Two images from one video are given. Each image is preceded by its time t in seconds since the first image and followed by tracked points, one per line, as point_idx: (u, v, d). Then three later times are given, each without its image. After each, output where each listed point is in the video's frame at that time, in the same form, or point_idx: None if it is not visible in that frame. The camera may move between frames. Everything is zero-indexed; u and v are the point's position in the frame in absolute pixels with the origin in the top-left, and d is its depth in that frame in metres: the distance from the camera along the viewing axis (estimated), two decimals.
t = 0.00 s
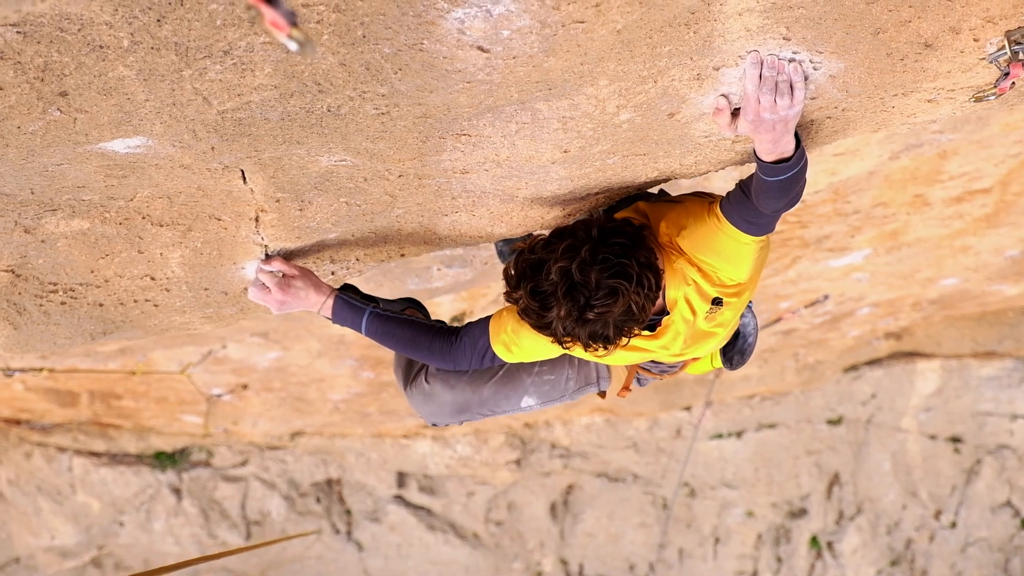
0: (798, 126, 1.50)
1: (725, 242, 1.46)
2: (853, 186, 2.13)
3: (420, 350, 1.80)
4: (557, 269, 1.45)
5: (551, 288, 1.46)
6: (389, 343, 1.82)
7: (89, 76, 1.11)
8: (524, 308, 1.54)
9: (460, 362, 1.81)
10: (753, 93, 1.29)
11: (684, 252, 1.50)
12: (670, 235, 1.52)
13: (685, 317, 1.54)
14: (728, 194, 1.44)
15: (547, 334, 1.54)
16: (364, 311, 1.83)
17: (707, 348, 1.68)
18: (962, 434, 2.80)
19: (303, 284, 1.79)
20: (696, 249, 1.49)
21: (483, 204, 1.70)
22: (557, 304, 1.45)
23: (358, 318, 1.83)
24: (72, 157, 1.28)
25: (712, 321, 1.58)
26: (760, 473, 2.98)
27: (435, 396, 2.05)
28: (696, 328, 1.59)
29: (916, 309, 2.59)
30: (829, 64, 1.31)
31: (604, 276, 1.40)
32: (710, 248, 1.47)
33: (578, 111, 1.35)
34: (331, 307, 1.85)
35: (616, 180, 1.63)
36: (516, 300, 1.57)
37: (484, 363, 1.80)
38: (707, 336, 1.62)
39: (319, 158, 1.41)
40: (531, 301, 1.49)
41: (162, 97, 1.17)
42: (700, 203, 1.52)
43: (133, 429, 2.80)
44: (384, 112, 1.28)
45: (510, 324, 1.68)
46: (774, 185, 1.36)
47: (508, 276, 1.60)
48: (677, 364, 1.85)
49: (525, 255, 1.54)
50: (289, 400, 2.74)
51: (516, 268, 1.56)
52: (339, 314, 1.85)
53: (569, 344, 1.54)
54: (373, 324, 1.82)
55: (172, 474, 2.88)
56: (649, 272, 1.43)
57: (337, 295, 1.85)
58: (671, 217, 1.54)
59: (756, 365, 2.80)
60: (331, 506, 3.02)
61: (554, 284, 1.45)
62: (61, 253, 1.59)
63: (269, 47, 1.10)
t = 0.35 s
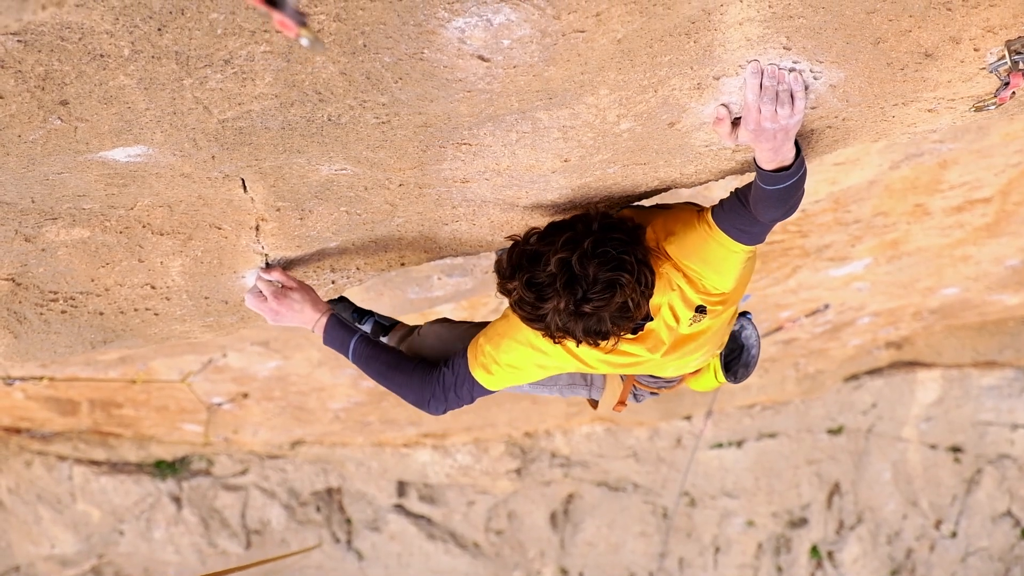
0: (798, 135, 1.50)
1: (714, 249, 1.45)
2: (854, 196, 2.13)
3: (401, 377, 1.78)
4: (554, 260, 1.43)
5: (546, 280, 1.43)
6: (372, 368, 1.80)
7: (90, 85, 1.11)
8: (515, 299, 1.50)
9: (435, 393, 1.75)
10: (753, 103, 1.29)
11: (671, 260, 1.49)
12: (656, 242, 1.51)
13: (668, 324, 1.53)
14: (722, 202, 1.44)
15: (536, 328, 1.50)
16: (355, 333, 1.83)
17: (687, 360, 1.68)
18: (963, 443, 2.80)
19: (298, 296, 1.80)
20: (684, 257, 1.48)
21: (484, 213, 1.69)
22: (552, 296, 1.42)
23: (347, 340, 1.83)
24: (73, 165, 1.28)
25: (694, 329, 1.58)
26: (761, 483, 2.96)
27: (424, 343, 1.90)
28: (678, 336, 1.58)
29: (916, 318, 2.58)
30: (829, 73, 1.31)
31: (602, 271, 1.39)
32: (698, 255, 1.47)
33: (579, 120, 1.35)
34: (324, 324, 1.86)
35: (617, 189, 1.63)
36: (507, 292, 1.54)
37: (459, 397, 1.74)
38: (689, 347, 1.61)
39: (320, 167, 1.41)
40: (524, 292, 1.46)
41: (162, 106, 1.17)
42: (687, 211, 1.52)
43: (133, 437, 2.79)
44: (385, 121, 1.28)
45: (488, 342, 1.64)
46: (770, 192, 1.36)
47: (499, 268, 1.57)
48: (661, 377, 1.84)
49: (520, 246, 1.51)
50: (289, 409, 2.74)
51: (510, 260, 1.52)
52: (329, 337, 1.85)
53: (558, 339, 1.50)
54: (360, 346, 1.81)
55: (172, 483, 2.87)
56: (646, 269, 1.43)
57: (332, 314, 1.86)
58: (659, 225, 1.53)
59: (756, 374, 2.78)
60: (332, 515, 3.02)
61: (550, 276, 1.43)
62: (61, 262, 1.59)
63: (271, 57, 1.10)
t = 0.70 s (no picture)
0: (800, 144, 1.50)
1: (717, 259, 1.44)
2: (856, 204, 2.13)
3: (410, 384, 1.73)
4: (557, 271, 1.42)
5: (548, 290, 1.43)
6: (381, 375, 1.76)
7: (92, 95, 1.11)
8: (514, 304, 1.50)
9: (445, 398, 1.71)
10: (755, 111, 1.27)
11: (673, 267, 1.48)
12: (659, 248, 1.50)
13: (662, 331, 1.52)
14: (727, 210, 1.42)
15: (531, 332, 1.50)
16: (362, 340, 1.79)
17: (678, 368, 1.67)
18: (965, 452, 2.79)
19: (304, 304, 1.78)
20: (686, 263, 1.47)
21: (486, 222, 1.69)
22: (553, 305, 1.42)
23: (354, 347, 1.79)
24: (75, 176, 1.28)
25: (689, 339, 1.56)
26: (763, 492, 2.95)
27: (414, 300, 1.98)
28: (671, 345, 1.57)
29: (918, 327, 2.58)
30: (831, 82, 1.31)
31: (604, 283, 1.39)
32: (699, 264, 1.46)
33: (581, 130, 1.35)
34: (330, 331, 1.82)
35: (619, 199, 1.63)
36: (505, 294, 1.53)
37: (468, 403, 1.71)
38: (680, 356, 1.60)
39: (322, 176, 1.41)
40: (524, 298, 1.46)
41: (165, 116, 1.17)
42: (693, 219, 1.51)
43: (135, 447, 2.78)
44: (386, 130, 1.28)
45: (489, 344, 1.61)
46: (774, 205, 1.33)
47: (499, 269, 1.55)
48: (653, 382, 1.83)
49: (523, 251, 1.50)
50: (291, 419, 2.73)
51: (511, 265, 1.51)
52: (336, 346, 1.81)
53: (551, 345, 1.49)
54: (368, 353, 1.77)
55: (174, 493, 2.86)
56: (646, 285, 1.43)
57: (339, 321, 1.82)
58: (663, 232, 1.52)
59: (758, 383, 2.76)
60: (334, 524, 3.01)
61: (551, 284, 1.42)
62: (64, 272, 1.59)
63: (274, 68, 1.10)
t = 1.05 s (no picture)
0: (801, 151, 1.50)
1: (712, 267, 1.40)
2: (858, 210, 2.14)
3: (409, 395, 1.70)
4: (614, 351, 1.29)
5: (597, 365, 1.31)
6: (380, 385, 1.73)
7: (93, 101, 1.11)
8: (546, 349, 1.35)
9: (443, 408, 1.67)
10: (757, 117, 1.28)
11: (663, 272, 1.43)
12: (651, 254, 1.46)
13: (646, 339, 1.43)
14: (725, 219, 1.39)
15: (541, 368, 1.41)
16: (362, 349, 1.76)
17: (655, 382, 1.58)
18: (966, 458, 2.78)
19: (307, 310, 1.77)
20: (679, 269, 1.42)
21: (487, 228, 1.69)
22: (591, 379, 1.34)
23: (354, 356, 1.76)
24: (76, 181, 1.28)
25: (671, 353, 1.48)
26: (764, 497, 2.94)
27: (390, 283, 1.80)
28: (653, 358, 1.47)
29: (919, 333, 2.57)
30: (832, 89, 1.31)
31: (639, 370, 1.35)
32: (686, 269, 1.41)
33: (582, 136, 1.35)
34: (331, 339, 1.78)
35: (621, 205, 1.63)
36: (536, 328, 1.35)
37: (466, 412, 1.67)
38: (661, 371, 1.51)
39: (323, 182, 1.41)
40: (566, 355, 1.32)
41: (166, 122, 1.17)
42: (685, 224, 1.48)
43: (136, 452, 2.78)
44: (388, 136, 1.28)
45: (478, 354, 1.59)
46: (774, 215, 1.32)
47: (542, 305, 1.34)
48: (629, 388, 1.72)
49: (581, 306, 1.29)
50: (292, 424, 2.73)
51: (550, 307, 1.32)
52: (337, 354, 1.78)
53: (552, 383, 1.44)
54: (367, 363, 1.74)
55: (175, 498, 2.86)
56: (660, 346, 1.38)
57: (339, 328, 1.79)
58: (653, 238, 1.49)
59: (759, 390, 2.79)
60: (335, 530, 3.00)
61: (600, 356, 1.30)
62: (64, 278, 1.59)
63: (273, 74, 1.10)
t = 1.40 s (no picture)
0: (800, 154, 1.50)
1: (698, 267, 1.39)
2: (857, 213, 2.12)
3: (400, 399, 1.70)
4: (585, 368, 1.30)
5: (567, 380, 1.32)
6: (373, 389, 1.73)
7: (93, 105, 1.11)
8: (518, 356, 1.34)
9: (430, 412, 1.66)
10: (756, 120, 1.28)
11: (645, 268, 1.41)
12: (633, 252, 1.44)
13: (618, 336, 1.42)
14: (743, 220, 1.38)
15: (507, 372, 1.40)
16: (357, 352, 1.76)
17: (621, 389, 1.55)
18: (966, 461, 2.77)
19: (303, 314, 1.77)
20: (661, 266, 1.40)
21: (487, 231, 1.69)
22: (557, 392, 1.34)
23: (349, 359, 1.76)
24: (76, 185, 1.28)
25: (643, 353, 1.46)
26: (764, 500, 2.94)
27: (361, 265, 1.74)
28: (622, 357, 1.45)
29: (919, 336, 2.57)
30: (832, 92, 1.31)
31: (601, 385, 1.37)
32: (661, 268, 1.40)
33: (582, 139, 1.35)
34: (328, 342, 1.79)
35: (620, 208, 1.63)
36: (510, 334, 1.33)
37: (453, 416, 1.65)
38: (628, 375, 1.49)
39: (323, 185, 1.41)
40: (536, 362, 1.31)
41: (166, 125, 1.17)
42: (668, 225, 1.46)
43: (136, 456, 2.78)
44: (387, 139, 1.28)
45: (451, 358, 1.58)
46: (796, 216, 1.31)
47: (521, 314, 1.31)
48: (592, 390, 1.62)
49: (560, 319, 1.28)
50: (292, 427, 2.72)
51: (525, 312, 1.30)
52: (334, 357, 1.78)
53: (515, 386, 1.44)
54: (361, 367, 1.74)
55: (175, 502, 2.85)
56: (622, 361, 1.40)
57: (337, 332, 1.80)
58: (634, 238, 1.46)
59: (759, 393, 2.79)
60: (335, 533, 2.97)
61: (571, 369, 1.30)
62: (64, 282, 1.59)
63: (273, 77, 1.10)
